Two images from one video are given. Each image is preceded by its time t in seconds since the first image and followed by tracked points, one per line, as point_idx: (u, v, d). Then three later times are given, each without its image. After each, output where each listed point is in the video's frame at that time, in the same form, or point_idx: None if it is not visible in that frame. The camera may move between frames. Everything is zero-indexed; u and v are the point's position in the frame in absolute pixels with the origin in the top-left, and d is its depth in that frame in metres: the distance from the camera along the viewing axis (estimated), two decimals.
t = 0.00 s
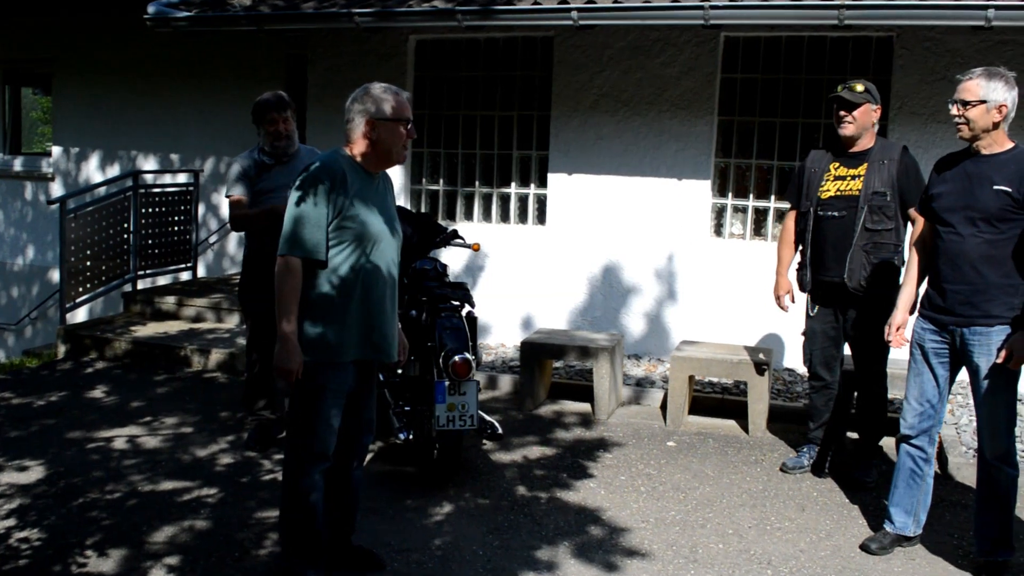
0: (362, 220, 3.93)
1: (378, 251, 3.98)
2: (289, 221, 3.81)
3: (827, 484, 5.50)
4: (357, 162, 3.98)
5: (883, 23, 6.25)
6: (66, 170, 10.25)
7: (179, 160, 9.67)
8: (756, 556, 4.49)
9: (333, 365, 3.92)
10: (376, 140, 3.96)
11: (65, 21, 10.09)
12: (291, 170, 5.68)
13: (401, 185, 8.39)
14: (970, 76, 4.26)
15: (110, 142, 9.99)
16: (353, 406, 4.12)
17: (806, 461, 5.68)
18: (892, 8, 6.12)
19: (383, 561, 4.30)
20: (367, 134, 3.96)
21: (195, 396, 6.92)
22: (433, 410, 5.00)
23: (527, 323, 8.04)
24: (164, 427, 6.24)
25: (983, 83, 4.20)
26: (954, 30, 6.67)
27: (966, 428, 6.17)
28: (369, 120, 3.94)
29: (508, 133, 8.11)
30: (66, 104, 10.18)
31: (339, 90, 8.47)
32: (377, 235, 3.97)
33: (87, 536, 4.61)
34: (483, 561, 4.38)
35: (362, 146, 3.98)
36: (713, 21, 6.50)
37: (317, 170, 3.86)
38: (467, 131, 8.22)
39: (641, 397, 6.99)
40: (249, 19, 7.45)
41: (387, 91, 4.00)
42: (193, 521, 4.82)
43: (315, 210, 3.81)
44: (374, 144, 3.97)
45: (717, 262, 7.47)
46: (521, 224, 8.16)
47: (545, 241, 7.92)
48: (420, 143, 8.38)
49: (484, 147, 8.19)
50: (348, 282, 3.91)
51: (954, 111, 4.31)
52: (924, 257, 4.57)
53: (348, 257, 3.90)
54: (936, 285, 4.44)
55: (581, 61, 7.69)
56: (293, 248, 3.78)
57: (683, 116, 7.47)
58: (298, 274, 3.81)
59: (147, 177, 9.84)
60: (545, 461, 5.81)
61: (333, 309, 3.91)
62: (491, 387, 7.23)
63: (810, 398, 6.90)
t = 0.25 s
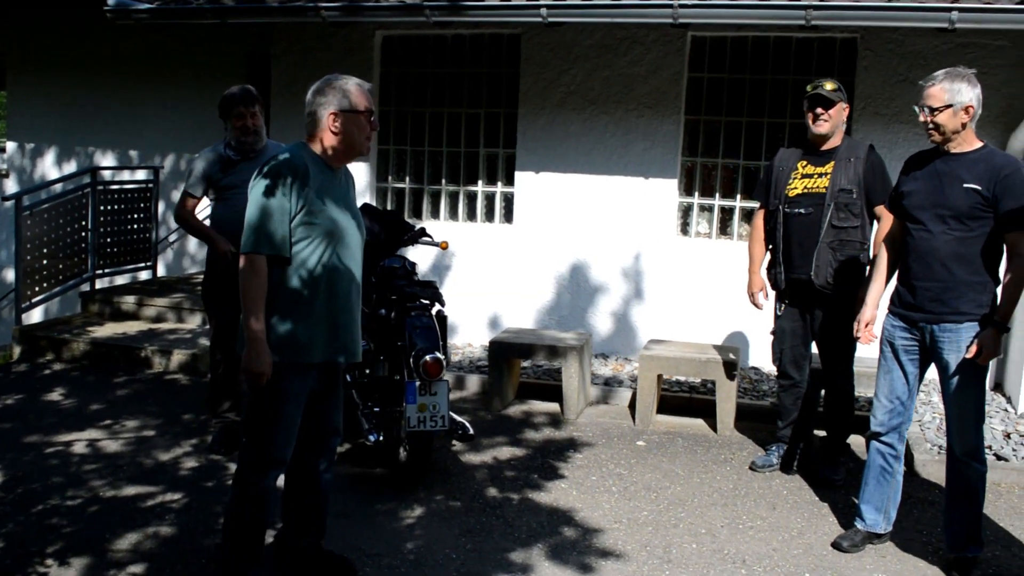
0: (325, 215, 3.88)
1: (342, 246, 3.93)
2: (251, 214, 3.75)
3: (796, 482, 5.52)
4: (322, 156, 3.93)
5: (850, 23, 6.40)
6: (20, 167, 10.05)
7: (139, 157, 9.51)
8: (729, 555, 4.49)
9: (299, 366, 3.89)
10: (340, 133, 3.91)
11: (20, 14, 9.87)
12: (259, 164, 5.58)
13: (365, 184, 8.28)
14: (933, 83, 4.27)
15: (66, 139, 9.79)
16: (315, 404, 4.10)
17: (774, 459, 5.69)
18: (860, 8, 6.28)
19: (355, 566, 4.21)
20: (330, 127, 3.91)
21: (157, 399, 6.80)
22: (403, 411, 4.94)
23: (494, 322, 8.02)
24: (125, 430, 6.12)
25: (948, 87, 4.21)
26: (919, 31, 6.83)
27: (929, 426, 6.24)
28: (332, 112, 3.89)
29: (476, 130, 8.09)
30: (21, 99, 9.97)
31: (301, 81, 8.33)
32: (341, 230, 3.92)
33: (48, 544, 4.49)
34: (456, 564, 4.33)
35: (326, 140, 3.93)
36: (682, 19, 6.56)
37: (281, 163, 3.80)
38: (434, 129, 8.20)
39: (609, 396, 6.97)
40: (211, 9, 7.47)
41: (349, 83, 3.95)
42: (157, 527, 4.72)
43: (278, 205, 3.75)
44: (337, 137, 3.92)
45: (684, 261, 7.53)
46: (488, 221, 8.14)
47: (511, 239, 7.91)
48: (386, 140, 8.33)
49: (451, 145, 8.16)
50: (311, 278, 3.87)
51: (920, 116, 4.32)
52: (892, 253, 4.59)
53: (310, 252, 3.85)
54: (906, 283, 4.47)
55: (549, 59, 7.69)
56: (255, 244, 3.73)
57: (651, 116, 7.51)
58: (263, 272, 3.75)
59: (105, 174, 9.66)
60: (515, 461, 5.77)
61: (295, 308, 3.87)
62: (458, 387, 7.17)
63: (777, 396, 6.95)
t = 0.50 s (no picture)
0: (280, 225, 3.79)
1: (297, 255, 3.86)
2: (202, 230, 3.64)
3: (766, 470, 5.56)
4: (268, 153, 3.88)
5: (805, 23, 6.57)
6: None
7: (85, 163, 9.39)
8: (705, 543, 4.52)
9: (251, 382, 3.83)
10: (285, 128, 3.87)
11: None
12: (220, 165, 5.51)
13: (325, 187, 8.31)
14: (897, 69, 4.36)
15: (8, 145, 9.70)
16: (273, 416, 4.04)
17: (743, 449, 5.71)
18: (813, 8, 6.43)
19: (323, 567, 4.18)
20: (275, 122, 3.87)
21: (112, 412, 6.70)
22: (376, 413, 4.93)
23: (460, 324, 8.07)
24: (79, 446, 5.99)
25: (907, 76, 4.30)
26: (869, 30, 7.06)
27: (892, 412, 6.33)
28: (276, 107, 3.85)
29: (438, 131, 8.20)
30: None
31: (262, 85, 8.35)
32: (296, 239, 3.84)
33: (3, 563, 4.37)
34: (436, 566, 4.30)
35: (272, 136, 3.88)
36: (645, 18, 6.75)
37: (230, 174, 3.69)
38: (397, 131, 8.29)
39: (578, 394, 7.00)
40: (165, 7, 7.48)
41: (291, 75, 3.90)
42: (121, 544, 4.67)
43: (229, 218, 3.66)
44: (283, 132, 3.87)
45: (647, 258, 7.70)
46: (452, 222, 8.23)
47: (475, 239, 7.98)
48: (347, 144, 8.38)
49: (413, 147, 8.26)
50: (266, 289, 3.80)
51: (882, 101, 4.40)
52: (853, 243, 4.66)
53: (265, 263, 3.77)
54: (870, 271, 4.53)
55: (510, 59, 7.82)
56: (210, 259, 3.62)
57: (612, 113, 7.69)
58: (220, 287, 3.66)
59: (51, 179, 9.56)
60: (486, 461, 5.76)
61: (253, 321, 3.81)
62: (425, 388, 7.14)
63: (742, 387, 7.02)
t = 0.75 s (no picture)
0: (243, 231, 3.76)
1: (261, 259, 3.84)
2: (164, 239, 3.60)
3: (742, 461, 5.66)
4: (229, 160, 3.82)
5: (765, 24, 6.68)
6: None
7: (36, 171, 9.29)
8: (687, 534, 4.61)
9: (222, 388, 3.80)
10: (247, 135, 3.82)
11: None
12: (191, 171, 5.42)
13: (292, 193, 8.30)
14: (862, 69, 4.49)
15: None
16: (247, 427, 4.03)
17: (718, 441, 5.82)
18: (772, 10, 6.55)
19: (308, 567, 4.24)
20: (235, 128, 3.81)
21: (80, 423, 6.62)
22: (358, 416, 4.96)
23: (432, 326, 8.11)
24: (50, 458, 5.93)
25: (869, 75, 4.43)
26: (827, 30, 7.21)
27: (861, 401, 6.48)
28: (236, 113, 3.79)
29: (405, 136, 8.23)
30: None
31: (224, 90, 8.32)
32: (260, 244, 3.82)
33: None
34: (425, 565, 4.34)
35: (233, 142, 3.83)
36: (610, 21, 6.84)
37: (191, 181, 3.66)
38: (363, 136, 8.31)
39: (553, 392, 7.07)
40: (125, 12, 7.42)
41: (249, 79, 3.83)
42: (101, 556, 4.43)
43: (192, 225, 3.62)
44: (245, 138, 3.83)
45: (616, 256, 7.81)
46: (421, 225, 8.27)
47: (445, 241, 8.03)
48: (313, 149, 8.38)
49: (379, 152, 8.29)
50: (232, 294, 3.77)
51: (849, 99, 4.53)
52: (823, 237, 4.78)
53: (229, 269, 3.75)
54: (840, 263, 4.64)
55: (474, 63, 7.87)
56: (173, 269, 3.59)
57: (577, 114, 7.78)
58: (185, 297, 3.63)
59: None
60: (466, 461, 5.81)
61: (221, 328, 3.78)
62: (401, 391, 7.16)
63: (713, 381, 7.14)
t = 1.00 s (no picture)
0: (228, 226, 3.77)
1: (247, 256, 3.85)
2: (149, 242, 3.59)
3: (722, 457, 5.74)
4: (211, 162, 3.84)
5: (740, 24, 6.76)
6: None
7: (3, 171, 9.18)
8: (672, 529, 4.67)
9: (213, 390, 3.81)
10: (226, 135, 3.83)
11: None
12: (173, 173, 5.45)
13: (267, 193, 8.28)
14: (837, 70, 4.58)
15: None
16: (237, 427, 4.04)
17: (699, 437, 5.89)
18: (747, 11, 6.64)
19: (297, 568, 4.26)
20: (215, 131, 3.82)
21: (58, 426, 6.58)
22: (344, 416, 4.98)
23: (409, 326, 8.13)
24: (29, 461, 5.88)
25: (844, 77, 4.52)
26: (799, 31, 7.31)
27: (836, 396, 6.59)
28: (212, 115, 3.80)
29: (381, 136, 8.24)
30: None
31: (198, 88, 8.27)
32: (245, 239, 3.83)
33: None
34: (414, 564, 4.37)
35: (216, 147, 3.84)
36: (586, 21, 6.88)
37: (171, 182, 3.66)
38: (339, 136, 8.31)
39: (532, 391, 7.12)
40: (99, 13, 7.36)
41: (226, 80, 3.83)
42: (89, 558, 4.43)
43: (177, 223, 3.62)
44: (225, 139, 3.83)
45: (593, 256, 7.87)
46: (398, 225, 8.29)
47: (422, 241, 8.05)
48: (288, 150, 8.36)
49: (355, 152, 8.30)
50: (220, 293, 3.78)
51: (825, 100, 4.61)
52: (802, 235, 4.86)
53: (216, 265, 3.75)
54: (819, 260, 4.72)
55: (450, 63, 7.90)
56: (160, 269, 3.58)
57: (553, 114, 7.83)
58: (170, 293, 3.62)
59: None
60: (449, 460, 5.85)
61: (210, 330, 3.78)
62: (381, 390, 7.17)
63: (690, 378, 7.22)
